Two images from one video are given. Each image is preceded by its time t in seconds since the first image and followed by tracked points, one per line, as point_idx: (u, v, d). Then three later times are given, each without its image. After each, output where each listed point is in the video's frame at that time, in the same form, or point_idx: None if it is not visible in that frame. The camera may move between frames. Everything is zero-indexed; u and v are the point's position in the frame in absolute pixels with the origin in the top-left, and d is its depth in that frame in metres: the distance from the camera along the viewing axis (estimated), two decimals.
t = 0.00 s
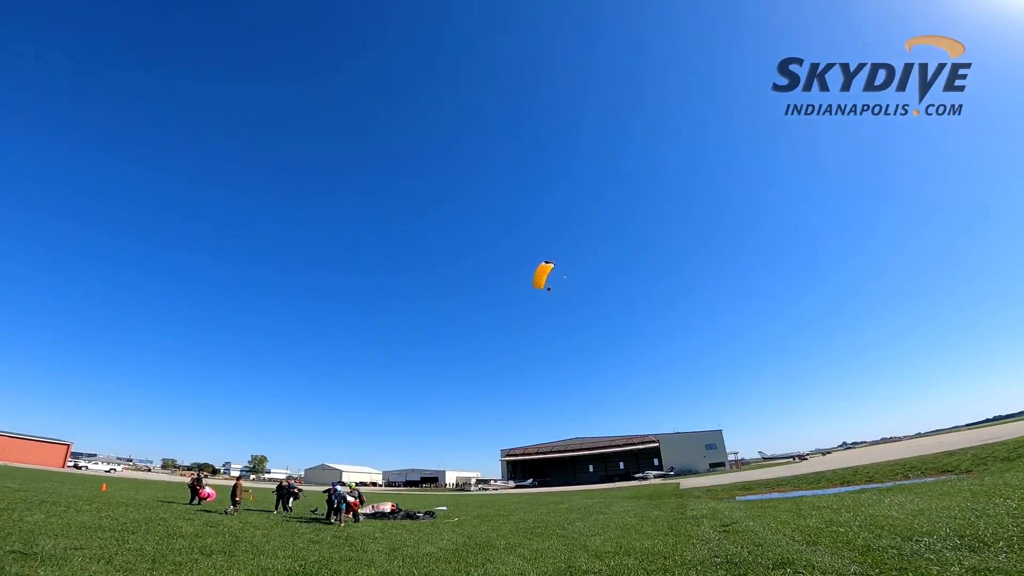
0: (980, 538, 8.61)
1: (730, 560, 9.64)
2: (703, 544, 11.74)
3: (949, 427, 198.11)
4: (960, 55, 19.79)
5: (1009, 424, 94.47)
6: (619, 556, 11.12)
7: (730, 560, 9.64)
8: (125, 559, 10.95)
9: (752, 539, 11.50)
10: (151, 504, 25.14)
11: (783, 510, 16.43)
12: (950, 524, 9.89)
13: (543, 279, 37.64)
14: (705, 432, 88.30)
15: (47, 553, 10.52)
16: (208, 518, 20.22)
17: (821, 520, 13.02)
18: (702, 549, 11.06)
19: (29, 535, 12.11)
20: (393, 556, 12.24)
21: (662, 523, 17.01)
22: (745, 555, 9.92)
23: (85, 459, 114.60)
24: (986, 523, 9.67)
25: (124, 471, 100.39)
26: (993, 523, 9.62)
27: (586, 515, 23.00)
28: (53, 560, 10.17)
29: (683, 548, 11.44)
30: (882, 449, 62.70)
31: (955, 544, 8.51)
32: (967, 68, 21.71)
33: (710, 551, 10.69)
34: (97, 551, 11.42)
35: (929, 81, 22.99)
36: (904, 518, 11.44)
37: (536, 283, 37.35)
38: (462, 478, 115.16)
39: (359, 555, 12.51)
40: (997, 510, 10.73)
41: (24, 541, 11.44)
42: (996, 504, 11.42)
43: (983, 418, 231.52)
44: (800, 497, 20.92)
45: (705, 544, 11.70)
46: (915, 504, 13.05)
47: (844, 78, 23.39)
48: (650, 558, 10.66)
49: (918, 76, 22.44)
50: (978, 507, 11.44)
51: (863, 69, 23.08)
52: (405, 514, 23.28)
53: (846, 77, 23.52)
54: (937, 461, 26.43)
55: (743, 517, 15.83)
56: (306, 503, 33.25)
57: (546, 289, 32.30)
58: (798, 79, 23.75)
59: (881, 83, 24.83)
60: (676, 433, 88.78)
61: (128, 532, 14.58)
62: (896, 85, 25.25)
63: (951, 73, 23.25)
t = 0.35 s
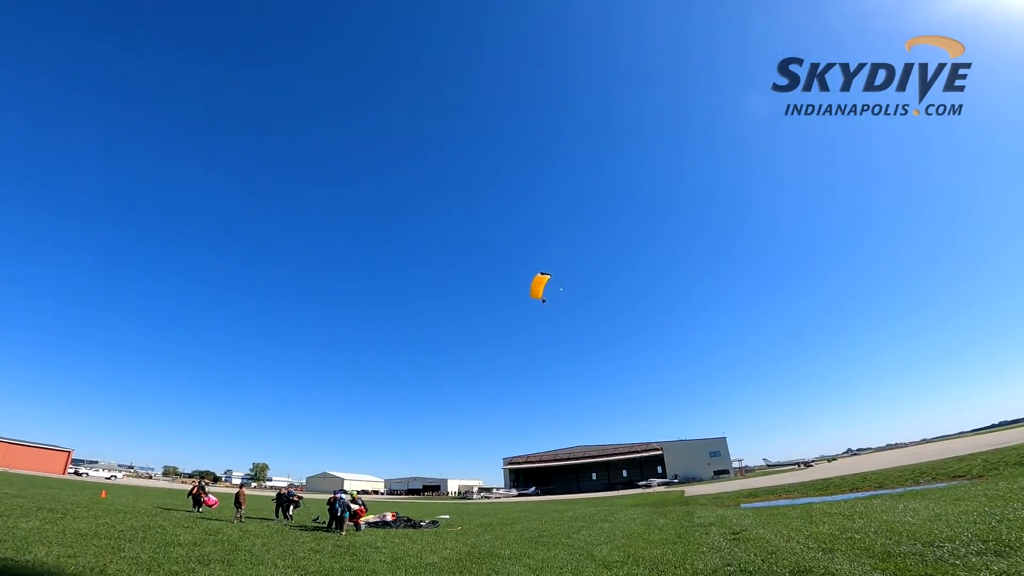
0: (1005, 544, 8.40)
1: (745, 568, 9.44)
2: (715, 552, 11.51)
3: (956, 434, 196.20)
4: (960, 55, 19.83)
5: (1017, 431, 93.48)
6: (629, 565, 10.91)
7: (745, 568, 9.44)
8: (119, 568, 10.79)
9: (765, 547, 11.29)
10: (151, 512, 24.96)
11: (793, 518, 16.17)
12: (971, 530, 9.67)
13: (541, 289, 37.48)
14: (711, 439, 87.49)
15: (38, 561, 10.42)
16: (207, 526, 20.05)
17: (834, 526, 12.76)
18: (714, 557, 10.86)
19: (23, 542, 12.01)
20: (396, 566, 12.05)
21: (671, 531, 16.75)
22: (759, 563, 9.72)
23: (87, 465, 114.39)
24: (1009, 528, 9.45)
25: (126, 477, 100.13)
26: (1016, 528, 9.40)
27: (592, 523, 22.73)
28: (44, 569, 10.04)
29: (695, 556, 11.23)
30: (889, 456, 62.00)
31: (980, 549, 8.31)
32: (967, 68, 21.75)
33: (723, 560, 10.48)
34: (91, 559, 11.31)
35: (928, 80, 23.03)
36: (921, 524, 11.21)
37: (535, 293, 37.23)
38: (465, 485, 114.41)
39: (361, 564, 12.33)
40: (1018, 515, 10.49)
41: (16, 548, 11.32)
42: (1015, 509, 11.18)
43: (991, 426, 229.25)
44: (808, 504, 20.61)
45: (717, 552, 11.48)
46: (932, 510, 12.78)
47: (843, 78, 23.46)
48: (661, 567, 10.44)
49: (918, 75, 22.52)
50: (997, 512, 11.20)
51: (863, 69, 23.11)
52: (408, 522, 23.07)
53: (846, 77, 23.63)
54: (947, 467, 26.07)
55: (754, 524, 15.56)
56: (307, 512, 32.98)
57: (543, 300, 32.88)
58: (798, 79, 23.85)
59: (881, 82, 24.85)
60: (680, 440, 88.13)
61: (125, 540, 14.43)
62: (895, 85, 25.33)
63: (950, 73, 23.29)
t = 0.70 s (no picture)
0: (1013, 545, 8.38)
1: (749, 567, 9.43)
2: (717, 551, 11.49)
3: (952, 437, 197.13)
4: (960, 56, 19.77)
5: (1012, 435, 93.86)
6: (631, 563, 10.89)
7: (749, 567, 9.43)
8: (115, 562, 10.68)
9: (768, 546, 11.26)
10: (148, 503, 24.93)
11: (794, 517, 16.16)
12: (976, 531, 9.66)
13: (536, 287, 37.45)
14: (708, 438, 87.74)
15: (30, 554, 10.44)
16: (205, 518, 20.04)
17: (837, 526, 12.73)
18: (717, 556, 10.84)
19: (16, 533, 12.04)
20: (395, 562, 12.02)
21: (670, 529, 16.75)
22: (764, 563, 9.68)
23: (85, 455, 114.70)
24: (1016, 530, 9.42)
25: (123, 468, 100.39)
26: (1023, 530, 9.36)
27: (590, 520, 22.78)
28: (35, 562, 10.05)
29: (697, 555, 11.22)
30: (886, 457, 62.18)
31: (988, 550, 8.29)
32: (967, 69, 21.71)
33: (727, 559, 10.44)
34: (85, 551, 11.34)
35: (928, 81, 22.98)
36: (925, 524, 11.20)
37: (530, 290, 37.23)
38: (462, 481, 114.75)
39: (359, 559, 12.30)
40: None
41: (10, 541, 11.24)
42: (1019, 511, 11.14)
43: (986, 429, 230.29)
44: (807, 504, 20.59)
45: (719, 551, 11.46)
46: (935, 511, 12.73)
47: (844, 78, 23.42)
48: (664, 566, 10.40)
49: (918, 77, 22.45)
50: (1001, 514, 11.17)
51: (863, 69, 23.07)
52: (405, 516, 23.10)
53: (846, 77, 23.58)
54: (945, 469, 26.13)
55: (754, 523, 15.55)
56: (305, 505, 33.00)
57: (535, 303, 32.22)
58: (799, 78, 23.80)
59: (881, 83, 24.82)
60: (677, 438, 88.40)
61: (122, 532, 14.42)
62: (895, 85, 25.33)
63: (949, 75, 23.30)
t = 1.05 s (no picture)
0: None
1: (781, 561, 9.29)
2: (744, 546, 11.33)
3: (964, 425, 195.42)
4: (961, 55, 19.42)
5: None
6: (657, 561, 10.75)
7: (781, 561, 9.28)
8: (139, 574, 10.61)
9: (796, 539, 11.10)
10: (163, 515, 24.97)
11: (817, 510, 15.97)
12: (1013, 518, 9.47)
13: (531, 290, 37.32)
14: (719, 434, 87.20)
15: (56, 570, 10.14)
16: (222, 529, 20.02)
17: (864, 518, 12.55)
18: (744, 551, 10.69)
19: (39, 550, 11.86)
20: (416, 567, 11.92)
21: (690, 526, 16.58)
22: (794, 556, 9.54)
23: (96, 469, 115.08)
24: None
25: (135, 480, 100.69)
26: None
27: (607, 519, 22.63)
28: None
29: (724, 550, 11.07)
30: (900, 447, 61.53)
31: None
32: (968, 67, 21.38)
33: (756, 553, 10.28)
34: (110, 566, 11.12)
35: (929, 81, 22.65)
36: (955, 513, 11.01)
37: (525, 291, 37.11)
38: (472, 484, 114.57)
39: (380, 566, 12.19)
40: None
41: (31, 555, 11.22)
42: None
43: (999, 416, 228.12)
44: (827, 498, 20.31)
45: (745, 546, 11.30)
46: (963, 500, 12.52)
47: (844, 78, 23.11)
48: (691, 562, 10.25)
49: (918, 76, 22.10)
50: None
51: (863, 68, 22.73)
52: (421, 521, 23.01)
53: (846, 77, 23.25)
54: (964, 458, 25.80)
55: (776, 518, 15.37)
56: (318, 512, 33.00)
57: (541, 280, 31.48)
58: (798, 79, 23.48)
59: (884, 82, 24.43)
60: (688, 435, 87.93)
61: (142, 545, 14.40)
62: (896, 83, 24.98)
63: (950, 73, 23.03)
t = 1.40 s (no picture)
0: None
1: (804, 557, 9.17)
2: (763, 542, 11.21)
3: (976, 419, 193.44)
4: (961, 56, 19.33)
5: None
6: (676, 558, 10.66)
7: (804, 557, 9.17)
8: None
9: (817, 535, 10.97)
10: (177, 517, 25.16)
11: (833, 506, 15.85)
12: None
13: (531, 290, 37.26)
14: (728, 430, 86.77)
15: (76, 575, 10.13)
16: (236, 531, 20.16)
17: (884, 513, 12.39)
18: (765, 547, 10.58)
19: (57, 554, 11.93)
20: (432, 568, 11.87)
21: (705, 522, 16.47)
22: (819, 551, 9.42)
23: (110, 472, 116.60)
24: None
25: (147, 483, 101.67)
26: None
27: (619, 517, 22.55)
28: None
29: (743, 547, 10.96)
30: (913, 441, 60.94)
31: None
32: (967, 66, 21.20)
33: (777, 549, 10.16)
34: (128, 570, 11.18)
35: (928, 82, 22.66)
36: (979, 506, 10.85)
37: (524, 290, 37.13)
38: (480, 483, 114.69)
39: (396, 567, 12.16)
40: None
41: (50, 561, 11.28)
42: None
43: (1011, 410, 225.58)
44: (842, 493, 20.16)
45: (765, 542, 11.18)
46: (984, 494, 12.33)
47: (844, 78, 23.13)
48: (712, 559, 10.15)
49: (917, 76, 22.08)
50: None
51: (862, 69, 22.59)
52: (433, 521, 22.95)
53: (846, 77, 23.25)
54: (981, 451, 25.51)
55: (793, 514, 15.21)
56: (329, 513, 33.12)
57: (541, 279, 33.81)
58: (798, 80, 23.48)
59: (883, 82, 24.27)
60: (696, 432, 87.56)
61: (158, 548, 14.50)
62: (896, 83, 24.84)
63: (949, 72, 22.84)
